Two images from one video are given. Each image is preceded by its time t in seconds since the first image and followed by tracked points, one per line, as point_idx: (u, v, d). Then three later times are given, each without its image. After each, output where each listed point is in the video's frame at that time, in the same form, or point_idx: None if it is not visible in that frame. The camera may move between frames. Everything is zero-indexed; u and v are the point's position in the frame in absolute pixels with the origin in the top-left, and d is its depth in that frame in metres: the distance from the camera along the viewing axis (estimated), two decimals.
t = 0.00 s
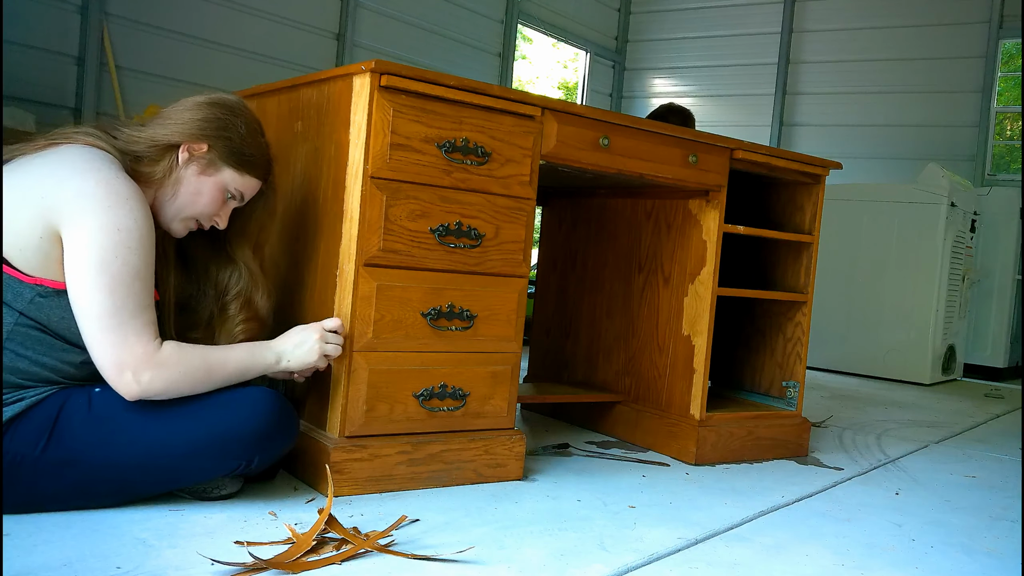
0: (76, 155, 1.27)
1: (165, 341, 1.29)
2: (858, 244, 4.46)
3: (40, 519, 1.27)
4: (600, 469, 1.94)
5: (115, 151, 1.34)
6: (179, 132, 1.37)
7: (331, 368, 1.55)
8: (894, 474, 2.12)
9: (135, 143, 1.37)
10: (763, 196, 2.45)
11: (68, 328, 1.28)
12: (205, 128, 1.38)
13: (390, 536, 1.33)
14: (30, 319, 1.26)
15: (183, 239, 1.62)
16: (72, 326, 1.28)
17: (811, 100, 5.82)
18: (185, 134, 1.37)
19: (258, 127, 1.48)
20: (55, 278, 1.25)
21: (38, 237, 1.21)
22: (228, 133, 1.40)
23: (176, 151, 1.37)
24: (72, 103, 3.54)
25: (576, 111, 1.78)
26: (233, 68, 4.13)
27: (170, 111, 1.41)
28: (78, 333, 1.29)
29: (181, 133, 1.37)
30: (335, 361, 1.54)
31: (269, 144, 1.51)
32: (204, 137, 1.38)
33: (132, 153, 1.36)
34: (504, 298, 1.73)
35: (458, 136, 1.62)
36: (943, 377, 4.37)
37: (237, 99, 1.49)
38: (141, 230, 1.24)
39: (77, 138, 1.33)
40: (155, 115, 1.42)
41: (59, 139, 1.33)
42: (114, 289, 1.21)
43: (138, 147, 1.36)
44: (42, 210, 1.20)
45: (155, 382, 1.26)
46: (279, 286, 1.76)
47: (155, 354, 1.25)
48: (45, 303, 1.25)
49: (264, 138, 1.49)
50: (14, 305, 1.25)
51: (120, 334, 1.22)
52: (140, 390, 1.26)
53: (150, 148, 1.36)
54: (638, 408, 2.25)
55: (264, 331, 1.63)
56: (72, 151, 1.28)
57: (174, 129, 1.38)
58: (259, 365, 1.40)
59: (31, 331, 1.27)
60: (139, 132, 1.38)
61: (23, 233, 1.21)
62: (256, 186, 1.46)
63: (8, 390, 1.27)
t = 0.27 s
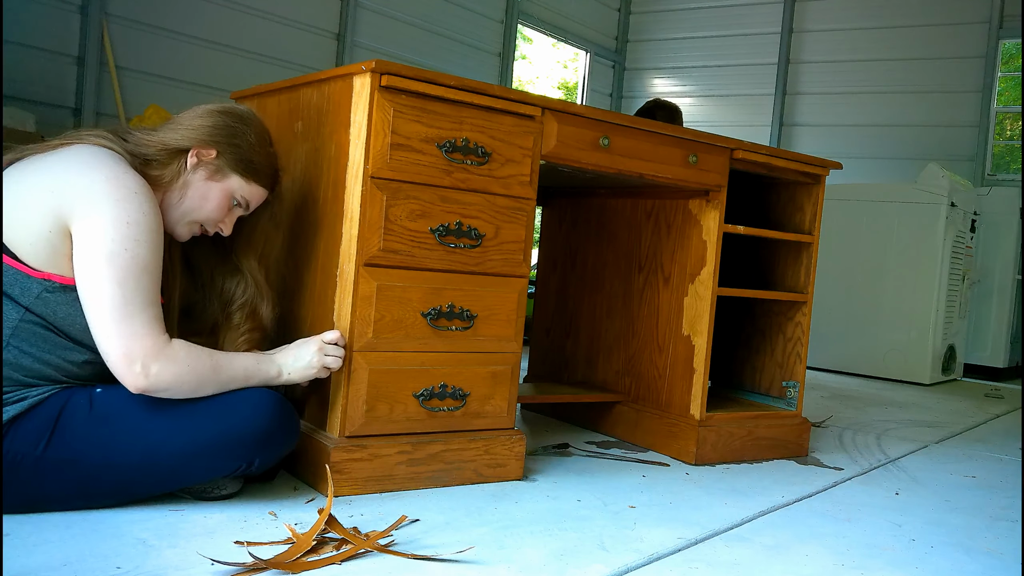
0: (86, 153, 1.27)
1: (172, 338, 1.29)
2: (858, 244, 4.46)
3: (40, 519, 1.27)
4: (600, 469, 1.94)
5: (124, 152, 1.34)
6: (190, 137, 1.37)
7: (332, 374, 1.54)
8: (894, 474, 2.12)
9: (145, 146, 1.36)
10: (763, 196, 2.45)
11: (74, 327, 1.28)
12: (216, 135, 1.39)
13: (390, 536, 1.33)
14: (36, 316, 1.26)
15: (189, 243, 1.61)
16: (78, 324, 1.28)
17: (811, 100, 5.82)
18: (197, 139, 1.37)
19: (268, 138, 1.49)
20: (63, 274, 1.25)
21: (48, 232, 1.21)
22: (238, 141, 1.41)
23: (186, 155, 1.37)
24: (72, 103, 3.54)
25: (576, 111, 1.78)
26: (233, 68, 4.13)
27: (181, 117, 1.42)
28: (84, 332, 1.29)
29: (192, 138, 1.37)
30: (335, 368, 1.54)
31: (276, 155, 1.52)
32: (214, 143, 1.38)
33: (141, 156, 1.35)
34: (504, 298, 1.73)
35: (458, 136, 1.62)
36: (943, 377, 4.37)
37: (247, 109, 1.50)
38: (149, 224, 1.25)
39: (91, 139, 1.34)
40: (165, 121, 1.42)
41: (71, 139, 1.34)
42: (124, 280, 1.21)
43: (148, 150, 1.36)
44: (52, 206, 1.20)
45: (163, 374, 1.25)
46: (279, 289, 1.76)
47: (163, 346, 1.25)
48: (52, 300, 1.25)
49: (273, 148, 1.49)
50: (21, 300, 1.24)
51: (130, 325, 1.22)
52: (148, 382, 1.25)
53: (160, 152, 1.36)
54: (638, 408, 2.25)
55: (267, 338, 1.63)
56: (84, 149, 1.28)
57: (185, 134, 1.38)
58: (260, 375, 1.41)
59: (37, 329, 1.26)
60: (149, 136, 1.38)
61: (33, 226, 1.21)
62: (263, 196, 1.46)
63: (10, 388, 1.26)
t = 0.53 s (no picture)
0: (85, 151, 1.27)
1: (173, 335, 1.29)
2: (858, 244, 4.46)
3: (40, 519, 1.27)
4: (600, 469, 1.94)
5: (125, 151, 1.34)
6: (191, 137, 1.38)
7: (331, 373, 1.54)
8: (894, 474, 2.12)
9: (146, 146, 1.37)
10: (763, 196, 2.45)
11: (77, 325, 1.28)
12: (217, 135, 1.39)
13: (390, 536, 1.33)
14: (39, 314, 1.26)
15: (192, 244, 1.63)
16: (81, 322, 1.28)
17: (811, 100, 5.81)
18: (199, 139, 1.38)
19: (269, 141, 1.49)
20: (65, 272, 1.25)
21: (49, 230, 1.21)
22: (239, 142, 1.41)
23: (187, 155, 1.37)
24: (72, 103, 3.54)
25: (576, 111, 1.78)
26: (233, 68, 4.13)
27: (184, 118, 1.42)
28: (86, 330, 1.29)
29: (193, 138, 1.38)
30: (335, 369, 1.55)
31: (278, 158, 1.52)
32: (215, 144, 1.38)
33: (143, 155, 1.36)
34: (504, 298, 1.73)
35: (458, 136, 1.62)
36: (943, 377, 4.37)
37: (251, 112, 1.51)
38: (148, 220, 1.25)
39: (93, 138, 1.34)
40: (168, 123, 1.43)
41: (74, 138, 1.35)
42: (126, 274, 1.21)
43: (150, 150, 1.36)
44: (52, 203, 1.21)
45: (162, 370, 1.25)
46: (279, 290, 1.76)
47: (164, 341, 1.25)
48: (56, 297, 1.26)
49: (274, 151, 1.49)
50: (24, 298, 1.25)
51: (130, 319, 1.21)
52: (147, 379, 1.24)
53: (162, 151, 1.36)
54: (638, 408, 2.25)
55: (268, 341, 1.63)
56: (84, 147, 1.29)
57: (187, 134, 1.38)
58: (259, 377, 1.42)
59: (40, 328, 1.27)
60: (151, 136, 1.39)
61: (32, 223, 1.21)
62: (264, 199, 1.46)
63: (13, 387, 1.26)
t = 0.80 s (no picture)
0: (81, 145, 1.27)
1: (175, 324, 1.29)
2: (858, 244, 4.46)
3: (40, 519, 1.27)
4: (600, 469, 1.94)
5: (121, 149, 1.34)
6: (186, 135, 1.38)
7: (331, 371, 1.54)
8: (894, 475, 2.12)
9: (141, 144, 1.37)
10: (763, 196, 2.45)
11: (75, 321, 1.28)
12: (212, 134, 1.39)
13: (390, 536, 1.33)
14: (38, 311, 1.26)
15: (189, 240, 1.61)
16: (80, 319, 1.28)
17: (811, 100, 5.81)
18: (193, 138, 1.38)
19: (265, 138, 1.48)
20: (62, 267, 1.25)
21: (43, 223, 1.22)
22: (234, 140, 1.40)
23: (181, 154, 1.36)
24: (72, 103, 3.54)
25: (576, 111, 1.78)
26: (233, 68, 4.13)
27: (181, 115, 1.42)
28: (85, 327, 1.29)
29: (188, 138, 1.38)
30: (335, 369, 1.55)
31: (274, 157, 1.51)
32: (210, 143, 1.38)
33: (138, 154, 1.36)
34: (504, 298, 1.73)
35: (458, 136, 1.62)
36: (943, 377, 4.37)
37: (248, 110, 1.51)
38: (143, 212, 1.24)
39: (89, 134, 1.34)
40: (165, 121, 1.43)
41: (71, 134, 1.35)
42: (127, 263, 1.21)
43: (145, 148, 1.36)
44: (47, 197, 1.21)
45: (170, 358, 1.25)
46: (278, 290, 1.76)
47: (168, 329, 1.25)
48: (54, 293, 1.25)
49: (270, 149, 1.49)
50: (22, 295, 1.25)
51: (133, 308, 1.21)
52: (155, 365, 1.25)
53: (157, 149, 1.36)
54: (638, 408, 2.25)
55: (268, 339, 1.63)
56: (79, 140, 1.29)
57: (183, 133, 1.38)
58: (261, 364, 1.41)
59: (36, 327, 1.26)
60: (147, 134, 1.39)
61: (27, 218, 1.21)
62: (258, 198, 1.46)
63: (11, 385, 1.26)
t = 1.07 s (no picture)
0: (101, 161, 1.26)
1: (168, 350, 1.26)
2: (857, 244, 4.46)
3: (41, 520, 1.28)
4: (600, 469, 1.94)
5: (144, 163, 1.34)
6: (212, 150, 1.37)
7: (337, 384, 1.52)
8: (894, 474, 2.12)
9: (166, 158, 1.36)
10: (763, 196, 2.45)
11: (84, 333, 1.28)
12: (237, 150, 1.38)
13: (390, 536, 1.33)
14: (47, 322, 1.26)
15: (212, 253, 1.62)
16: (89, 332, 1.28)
17: (811, 100, 5.81)
18: (218, 153, 1.37)
19: (289, 151, 1.48)
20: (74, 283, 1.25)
21: (59, 241, 1.21)
22: (259, 155, 1.40)
23: (208, 170, 1.36)
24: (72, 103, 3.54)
25: (576, 111, 1.78)
26: (233, 68, 4.13)
27: (206, 128, 1.42)
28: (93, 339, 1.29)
29: (214, 152, 1.37)
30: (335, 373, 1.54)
31: (299, 168, 1.51)
32: (235, 158, 1.38)
33: (162, 168, 1.35)
34: (504, 298, 1.73)
35: (458, 136, 1.62)
36: (943, 377, 4.37)
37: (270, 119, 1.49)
38: (159, 237, 1.22)
39: (112, 147, 1.34)
40: (189, 132, 1.42)
41: (92, 146, 1.35)
42: (126, 293, 1.18)
43: (170, 162, 1.36)
44: (64, 216, 1.20)
45: (154, 392, 1.23)
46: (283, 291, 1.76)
47: (160, 363, 1.22)
48: (64, 306, 1.25)
49: (293, 161, 1.48)
50: (32, 306, 1.24)
51: (127, 339, 1.18)
52: (138, 398, 1.22)
53: (182, 165, 1.36)
54: (638, 408, 2.25)
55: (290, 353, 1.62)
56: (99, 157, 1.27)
57: (207, 147, 1.38)
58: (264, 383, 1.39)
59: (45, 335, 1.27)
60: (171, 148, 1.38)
61: (44, 235, 1.21)
62: (284, 210, 1.46)
63: (16, 389, 1.28)
